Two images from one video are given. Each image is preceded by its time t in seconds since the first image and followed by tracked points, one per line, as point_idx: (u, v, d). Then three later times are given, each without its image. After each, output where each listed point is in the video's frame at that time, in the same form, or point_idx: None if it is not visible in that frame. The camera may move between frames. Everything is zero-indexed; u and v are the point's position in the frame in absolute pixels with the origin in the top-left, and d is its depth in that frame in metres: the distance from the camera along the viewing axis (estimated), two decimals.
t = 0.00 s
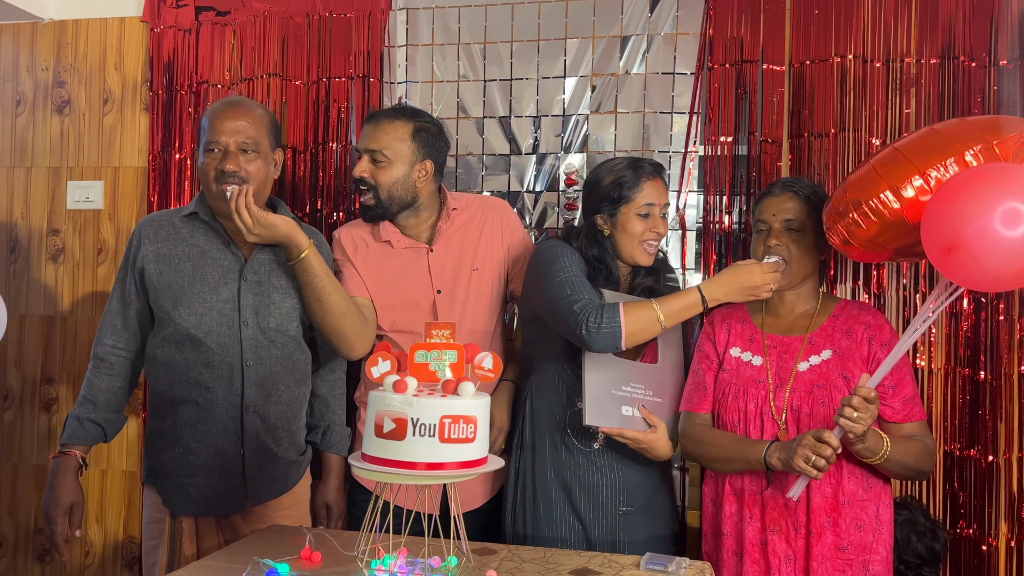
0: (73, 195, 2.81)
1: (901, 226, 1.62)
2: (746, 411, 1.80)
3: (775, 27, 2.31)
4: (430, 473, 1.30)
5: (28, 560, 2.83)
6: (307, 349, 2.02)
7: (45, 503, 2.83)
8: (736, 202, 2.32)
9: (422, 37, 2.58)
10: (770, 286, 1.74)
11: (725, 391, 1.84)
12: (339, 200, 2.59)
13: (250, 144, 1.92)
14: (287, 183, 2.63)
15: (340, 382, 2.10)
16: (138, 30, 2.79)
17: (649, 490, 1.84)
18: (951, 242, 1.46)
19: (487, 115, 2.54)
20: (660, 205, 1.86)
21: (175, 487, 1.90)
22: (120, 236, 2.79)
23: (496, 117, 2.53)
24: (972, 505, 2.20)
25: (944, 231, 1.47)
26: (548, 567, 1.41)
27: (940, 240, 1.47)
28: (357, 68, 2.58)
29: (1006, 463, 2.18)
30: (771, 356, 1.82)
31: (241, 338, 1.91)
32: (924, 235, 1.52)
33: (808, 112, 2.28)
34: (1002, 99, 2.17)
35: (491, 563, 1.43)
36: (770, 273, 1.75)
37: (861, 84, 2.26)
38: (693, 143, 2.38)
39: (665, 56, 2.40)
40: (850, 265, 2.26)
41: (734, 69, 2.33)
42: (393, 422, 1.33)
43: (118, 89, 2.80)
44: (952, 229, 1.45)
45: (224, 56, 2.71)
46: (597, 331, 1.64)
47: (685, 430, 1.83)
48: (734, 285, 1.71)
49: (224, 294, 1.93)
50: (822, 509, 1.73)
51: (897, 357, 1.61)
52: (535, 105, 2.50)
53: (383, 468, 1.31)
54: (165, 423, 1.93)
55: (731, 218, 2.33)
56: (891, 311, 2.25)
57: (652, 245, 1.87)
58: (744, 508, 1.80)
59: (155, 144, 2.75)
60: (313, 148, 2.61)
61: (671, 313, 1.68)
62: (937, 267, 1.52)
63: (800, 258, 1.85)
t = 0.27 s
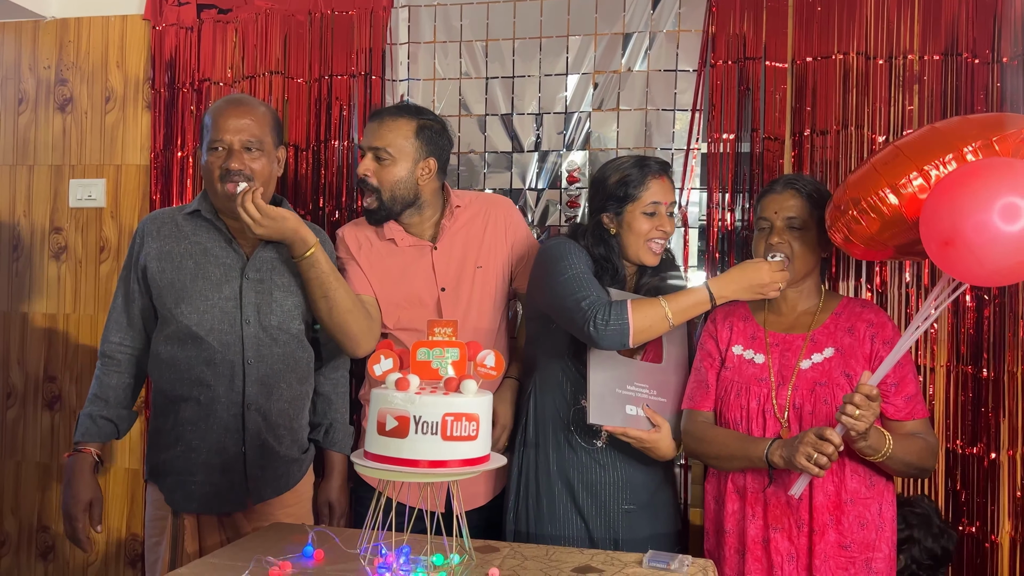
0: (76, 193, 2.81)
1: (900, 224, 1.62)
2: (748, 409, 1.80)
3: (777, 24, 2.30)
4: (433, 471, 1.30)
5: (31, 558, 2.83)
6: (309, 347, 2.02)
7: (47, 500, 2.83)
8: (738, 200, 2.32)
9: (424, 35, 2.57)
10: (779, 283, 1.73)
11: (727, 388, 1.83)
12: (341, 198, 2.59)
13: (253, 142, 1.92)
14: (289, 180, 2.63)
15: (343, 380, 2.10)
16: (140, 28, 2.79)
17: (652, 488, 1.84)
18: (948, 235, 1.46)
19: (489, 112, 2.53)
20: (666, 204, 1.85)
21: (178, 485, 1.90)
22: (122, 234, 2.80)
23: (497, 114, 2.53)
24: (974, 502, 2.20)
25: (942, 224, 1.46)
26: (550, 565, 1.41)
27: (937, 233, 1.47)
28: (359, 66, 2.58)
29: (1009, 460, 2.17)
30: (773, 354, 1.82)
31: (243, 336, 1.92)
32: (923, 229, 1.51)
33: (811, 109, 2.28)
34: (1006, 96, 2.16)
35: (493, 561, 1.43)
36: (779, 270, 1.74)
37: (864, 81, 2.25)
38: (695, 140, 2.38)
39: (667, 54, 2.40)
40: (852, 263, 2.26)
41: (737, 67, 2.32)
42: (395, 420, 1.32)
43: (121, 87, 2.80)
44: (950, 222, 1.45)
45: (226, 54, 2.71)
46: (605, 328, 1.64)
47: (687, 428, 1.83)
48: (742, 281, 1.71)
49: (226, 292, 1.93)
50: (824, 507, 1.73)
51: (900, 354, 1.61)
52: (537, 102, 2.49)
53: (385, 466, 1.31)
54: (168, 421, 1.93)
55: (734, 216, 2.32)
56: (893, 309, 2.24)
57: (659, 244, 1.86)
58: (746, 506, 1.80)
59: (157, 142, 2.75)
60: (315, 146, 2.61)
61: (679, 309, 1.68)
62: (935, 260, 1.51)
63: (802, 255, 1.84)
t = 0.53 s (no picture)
0: (78, 192, 2.82)
1: (908, 223, 1.61)
2: (749, 408, 1.80)
3: (778, 22, 2.30)
4: (434, 470, 1.30)
5: (33, 556, 2.84)
6: (311, 346, 2.03)
7: (50, 498, 2.84)
8: (739, 198, 2.32)
9: (425, 34, 2.57)
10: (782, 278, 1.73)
11: (729, 388, 1.84)
12: (342, 197, 2.59)
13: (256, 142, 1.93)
14: (290, 179, 2.64)
15: (344, 379, 2.11)
16: (141, 28, 2.79)
17: (653, 486, 1.84)
18: (956, 239, 1.45)
19: (490, 111, 2.53)
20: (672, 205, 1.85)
21: (181, 483, 1.91)
22: (124, 234, 2.80)
23: (499, 113, 2.53)
24: (975, 502, 2.20)
25: (949, 228, 1.46)
26: (550, 564, 1.41)
27: (944, 237, 1.47)
28: (360, 65, 2.58)
29: (1011, 460, 2.17)
30: (775, 353, 1.82)
31: (245, 334, 1.92)
32: (929, 232, 1.51)
33: (811, 108, 2.28)
34: (1007, 95, 2.16)
35: (493, 560, 1.43)
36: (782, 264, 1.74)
37: (865, 80, 2.25)
38: (696, 139, 2.38)
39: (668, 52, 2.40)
40: (853, 262, 2.26)
41: (738, 65, 2.32)
42: (395, 419, 1.33)
43: (122, 86, 2.81)
44: (958, 227, 1.45)
45: (228, 53, 2.71)
46: (608, 323, 1.64)
47: (688, 427, 1.83)
48: (745, 274, 1.71)
49: (228, 290, 1.93)
50: (826, 506, 1.73)
51: (902, 354, 1.61)
52: (538, 101, 2.50)
53: (385, 465, 1.32)
54: (170, 419, 1.94)
55: (734, 215, 2.32)
56: (893, 308, 2.24)
57: (662, 244, 1.87)
58: (747, 505, 1.81)
59: (159, 141, 2.75)
60: (316, 145, 2.62)
61: (683, 302, 1.67)
62: (941, 264, 1.51)
63: (803, 255, 1.84)
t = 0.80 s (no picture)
0: (79, 192, 2.82)
1: (907, 223, 1.61)
2: (751, 408, 1.80)
3: (779, 21, 2.30)
4: (435, 469, 1.30)
5: (36, 555, 2.85)
6: (314, 344, 2.03)
7: (52, 497, 2.84)
8: (740, 198, 2.32)
9: (426, 33, 2.57)
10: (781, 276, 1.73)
11: (730, 388, 1.83)
12: (344, 196, 2.59)
13: (261, 136, 1.95)
14: (292, 179, 2.64)
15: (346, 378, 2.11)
16: (143, 27, 2.79)
17: (655, 485, 1.84)
18: (960, 240, 1.45)
19: (491, 110, 2.53)
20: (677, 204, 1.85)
21: (184, 481, 1.92)
22: (126, 233, 2.80)
23: (500, 112, 2.53)
24: (978, 501, 2.20)
25: (953, 228, 1.46)
26: (552, 563, 1.41)
27: (948, 238, 1.47)
28: (361, 64, 2.58)
29: (1013, 459, 2.17)
30: (776, 353, 1.82)
31: (249, 332, 1.93)
32: (932, 232, 1.51)
33: (813, 107, 2.28)
34: (1008, 93, 2.16)
35: (495, 559, 1.43)
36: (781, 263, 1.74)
37: (866, 79, 2.25)
38: (698, 138, 2.37)
39: (669, 51, 2.40)
40: (855, 261, 2.25)
41: (739, 64, 2.32)
42: (397, 419, 1.33)
43: (124, 86, 2.81)
44: (962, 226, 1.44)
45: (229, 52, 2.71)
46: (608, 324, 1.64)
47: (690, 427, 1.83)
48: (744, 271, 1.71)
49: (233, 288, 1.95)
50: (829, 506, 1.73)
51: (904, 353, 1.61)
52: (539, 101, 2.49)
53: (387, 464, 1.32)
54: (173, 417, 1.95)
55: (736, 214, 2.32)
56: (895, 307, 2.24)
57: (668, 243, 1.86)
58: (749, 505, 1.80)
59: (160, 140, 2.75)
60: (318, 144, 2.62)
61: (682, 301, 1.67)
62: (945, 264, 1.51)
63: (803, 254, 1.84)
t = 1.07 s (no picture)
0: (81, 191, 2.82)
1: (911, 223, 1.61)
2: (753, 406, 1.80)
3: (780, 20, 2.30)
4: (437, 467, 1.30)
5: (38, 554, 2.85)
6: (318, 342, 2.05)
7: (55, 496, 2.85)
8: (742, 196, 2.32)
9: (428, 32, 2.57)
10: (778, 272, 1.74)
11: (732, 386, 1.83)
12: (346, 195, 2.59)
13: (260, 128, 1.99)
14: (294, 178, 2.64)
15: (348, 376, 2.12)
16: (144, 27, 2.80)
17: (658, 483, 1.84)
18: (956, 236, 1.45)
19: (493, 109, 2.53)
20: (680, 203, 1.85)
21: (188, 478, 1.93)
22: (127, 232, 2.80)
23: (501, 111, 2.53)
24: (980, 499, 2.20)
25: (949, 224, 1.46)
26: (554, 560, 1.41)
27: (944, 233, 1.47)
28: (363, 63, 2.58)
29: (1015, 457, 2.17)
30: (778, 351, 1.82)
31: (253, 329, 1.95)
32: (929, 228, 1.51)
33: (814, 106, 2.28)
34: (1009, 92, 2.16)
35: (497, 556, 1.44)
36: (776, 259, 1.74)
37: (867, 77, 2.25)
38: (699, 137, 2.37)
39: (671, 50, 2.39)
40: (857, 259, 2.25)
41: (740, 63, 2.32)
42: (399, 417, 1.33)
43: (125, 85, 2.81)
44: (958, 222, 1.45)
45: (231, 52, 2.71)
46: (608, 324, 1.65)
47: (691, 425, 1.83)
48: (740, 267, 1.71)
49: (236, 286, 1.96)
50: (831, 504, 1.73)
51: (907, 352, 1.61)
52: (540, 99, 2.49)
53: (389, 462, 1.32)
54: (178, 414, 1.96)
55: (737, 212, 2.32)
56: (897, 305, 2.24)
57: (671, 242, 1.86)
58: (751, 503, 1.81)
59: (162, 140, 2.76)
60: (319, 143, 2.62)
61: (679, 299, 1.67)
62: (942, 260, 1.51)
63: (805, 252, 1.84)
